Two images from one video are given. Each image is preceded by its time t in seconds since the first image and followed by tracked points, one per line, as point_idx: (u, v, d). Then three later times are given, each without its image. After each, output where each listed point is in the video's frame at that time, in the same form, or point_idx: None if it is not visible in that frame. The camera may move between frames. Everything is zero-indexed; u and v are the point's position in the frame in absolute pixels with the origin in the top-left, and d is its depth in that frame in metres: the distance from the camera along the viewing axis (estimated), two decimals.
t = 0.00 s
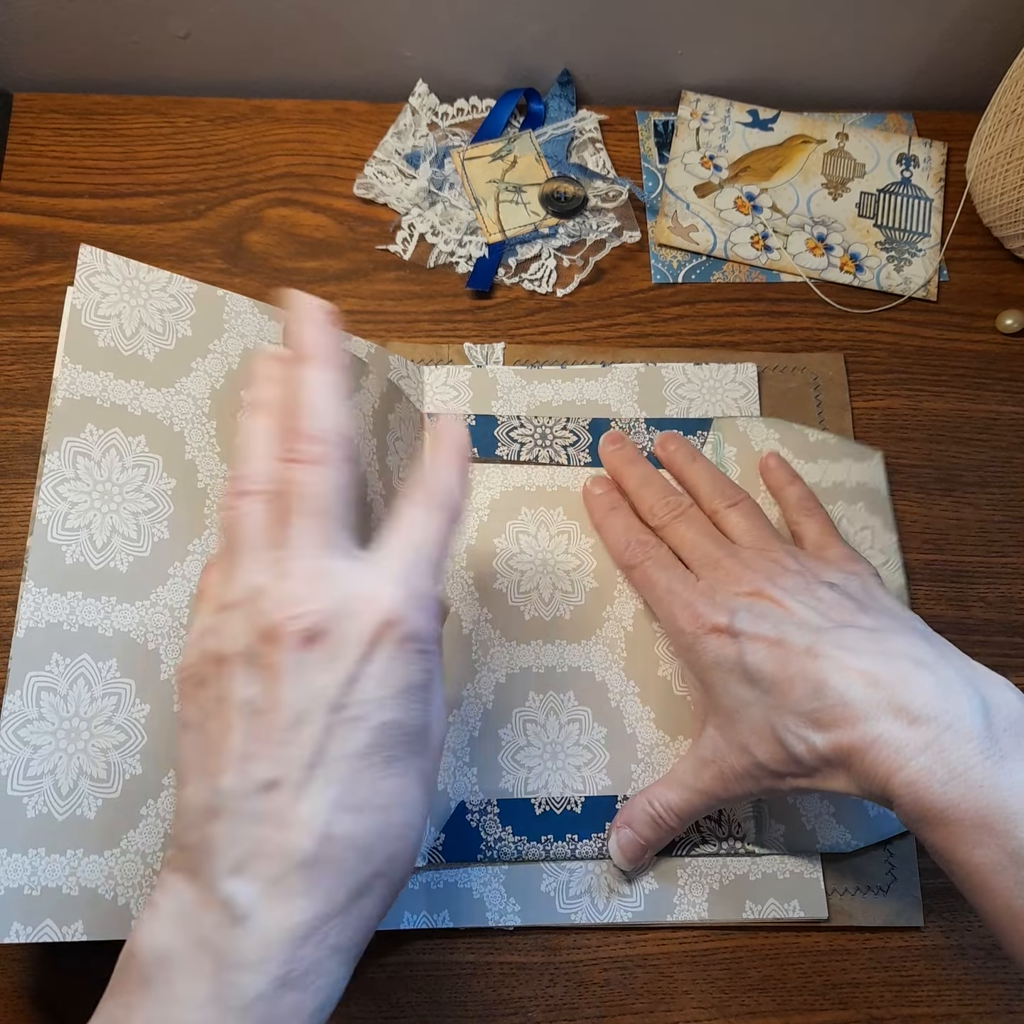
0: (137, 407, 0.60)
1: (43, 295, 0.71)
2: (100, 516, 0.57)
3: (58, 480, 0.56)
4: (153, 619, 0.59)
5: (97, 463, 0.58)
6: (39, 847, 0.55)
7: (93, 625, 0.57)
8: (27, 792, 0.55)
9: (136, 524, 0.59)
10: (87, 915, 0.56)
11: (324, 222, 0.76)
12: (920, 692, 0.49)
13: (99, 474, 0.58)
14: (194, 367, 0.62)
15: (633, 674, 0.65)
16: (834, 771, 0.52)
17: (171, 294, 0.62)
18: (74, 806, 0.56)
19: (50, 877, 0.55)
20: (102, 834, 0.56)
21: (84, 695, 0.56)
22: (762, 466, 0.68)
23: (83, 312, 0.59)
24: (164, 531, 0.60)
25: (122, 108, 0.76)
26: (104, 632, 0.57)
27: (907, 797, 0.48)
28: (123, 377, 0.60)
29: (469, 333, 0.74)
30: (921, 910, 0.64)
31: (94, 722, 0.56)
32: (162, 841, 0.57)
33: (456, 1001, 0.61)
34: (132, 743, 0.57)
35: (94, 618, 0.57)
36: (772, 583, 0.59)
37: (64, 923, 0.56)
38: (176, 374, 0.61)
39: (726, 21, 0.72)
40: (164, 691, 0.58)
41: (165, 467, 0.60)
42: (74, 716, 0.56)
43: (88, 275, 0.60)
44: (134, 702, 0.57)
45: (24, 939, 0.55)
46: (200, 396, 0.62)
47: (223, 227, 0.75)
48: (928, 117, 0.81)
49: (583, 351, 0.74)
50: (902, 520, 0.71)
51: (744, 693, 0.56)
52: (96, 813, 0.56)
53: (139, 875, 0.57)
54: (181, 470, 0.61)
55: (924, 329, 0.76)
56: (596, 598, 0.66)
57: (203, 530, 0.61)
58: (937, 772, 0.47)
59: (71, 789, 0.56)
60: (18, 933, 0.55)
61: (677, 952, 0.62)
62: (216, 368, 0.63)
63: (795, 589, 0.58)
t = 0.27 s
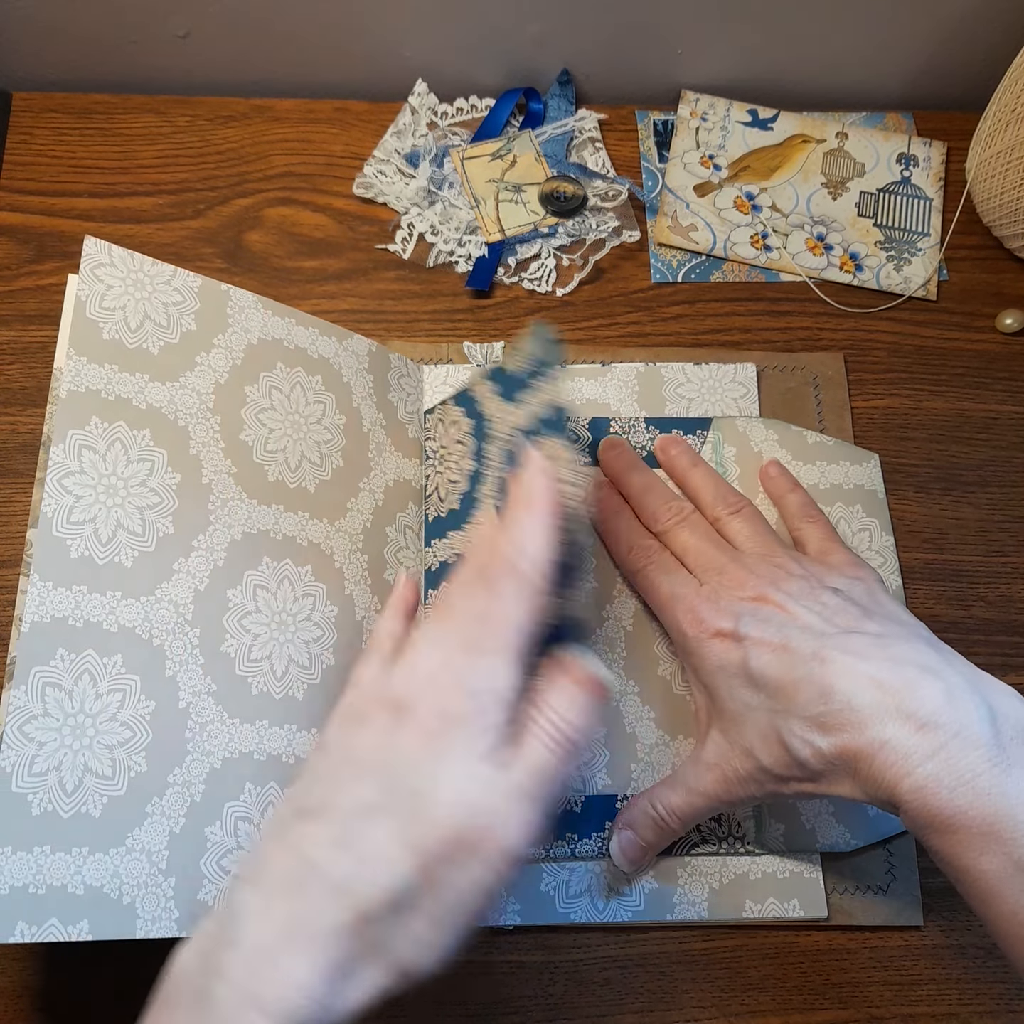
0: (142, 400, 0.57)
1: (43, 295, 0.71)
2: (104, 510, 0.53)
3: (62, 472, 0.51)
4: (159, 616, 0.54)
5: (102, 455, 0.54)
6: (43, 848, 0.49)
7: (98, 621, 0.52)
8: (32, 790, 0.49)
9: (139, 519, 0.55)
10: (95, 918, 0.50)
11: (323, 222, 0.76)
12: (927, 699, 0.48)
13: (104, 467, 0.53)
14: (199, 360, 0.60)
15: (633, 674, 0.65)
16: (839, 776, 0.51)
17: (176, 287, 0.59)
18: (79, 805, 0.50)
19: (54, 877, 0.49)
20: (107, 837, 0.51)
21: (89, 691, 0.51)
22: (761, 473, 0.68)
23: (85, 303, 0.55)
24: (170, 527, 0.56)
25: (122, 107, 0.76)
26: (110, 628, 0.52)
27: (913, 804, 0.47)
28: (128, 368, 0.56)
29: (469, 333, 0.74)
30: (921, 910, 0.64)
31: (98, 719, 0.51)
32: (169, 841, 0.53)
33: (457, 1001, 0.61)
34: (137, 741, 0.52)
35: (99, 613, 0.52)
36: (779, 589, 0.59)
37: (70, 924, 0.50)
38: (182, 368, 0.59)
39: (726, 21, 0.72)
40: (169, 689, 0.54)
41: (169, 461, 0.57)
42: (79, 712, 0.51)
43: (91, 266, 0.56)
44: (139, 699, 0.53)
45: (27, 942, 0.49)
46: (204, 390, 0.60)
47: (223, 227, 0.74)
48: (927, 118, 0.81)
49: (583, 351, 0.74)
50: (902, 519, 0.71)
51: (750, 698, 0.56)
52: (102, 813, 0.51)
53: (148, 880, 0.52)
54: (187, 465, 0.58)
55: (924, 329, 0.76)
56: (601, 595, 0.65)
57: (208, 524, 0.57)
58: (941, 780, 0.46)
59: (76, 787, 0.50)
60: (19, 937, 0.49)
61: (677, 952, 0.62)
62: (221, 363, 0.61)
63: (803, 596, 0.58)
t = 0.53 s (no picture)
0: (118, 448, 0.64)
1: (43, 294, 0.71)
2: (84, 550, 0.62)
3: (44, 523, 0.61)
4: (135, 645, 0.61)
5: (80, 503, 0.62)
6: (32, 855, 0.58)
7: (80, 652, 0.60)
8: (20, 805, 0.58)
9: (117, 557, 0.62)
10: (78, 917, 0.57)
11: (323, 222, 0.76)
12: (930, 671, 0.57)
13: (82, 515, 0.62)
14: (172, 404, 0.65)
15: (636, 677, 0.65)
16: (895, 772, 0.56)
17: (147, 340, 0.65)
18: (63, 817, 0.58)
19: (41, 882, 0.57)
20: (87, 846, 0.58)
21: (72, 716, 0.59)
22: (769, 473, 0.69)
23: (65, 371, 0.64)
24: (143, 560, 0.62)
25: (122, 107, 0.76)
26: (90, 657, 0.60)
27: (972, 792, 0.52)
28: (103, 423, 0.64)
29: (469, 333, 0.74)
30: (921, 911, 0.63)
31: (81, 741, 0.59)
32: (146, 849, 0.59)
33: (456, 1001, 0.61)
34: (116, 758, 0.59)
35: (79, 646, 0.60)
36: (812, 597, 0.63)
37: (55, 923, 0.57)
38: (155, 415, 0.65)
39: (726, 20, 0.72)
40: (146, 707, 0.60)
41: (144, 502, 0.63)
42: (62, 735, 0.59)
43: (68, 336, 0.64)
44: (118, 719, 0.60)
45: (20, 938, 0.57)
46: (176, 431, 0.65)
47: (223, 227, 0.74)
48: (928, 117, 0.81)
49: (583, 351, 0.74)
50: (902, 519, 0.71)
51: (802, 700, 0.60)
52: (84, 824, 0.58)
53: (125, 882, 0.58)
54: (160, 502, 0.64)
55: (924, 329, 0.76)
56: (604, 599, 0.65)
57: (181, 557, 0.63)
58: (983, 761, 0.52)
59: (59, 802, 0.58)
60: (13, 933, 0.57)
61: (676, 953, 0.62)
62: (193, 404, 0.65)
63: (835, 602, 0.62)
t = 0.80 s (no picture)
0: (121, 463, 0.65)
1: (44, 295, 0.72)
2: (90, 563, 0.63)
3: (50, 539, 0.63)
4: (139, 652, 0.62)
5: (86, 518, 0.64)
6: (41, 857, 0.59)
7: (86, 662, 0.62)
8: (31, 809, 0.60)
9: (120, 569, 0.63)
10: (85, 916, 0.59)
11: (324, 222, 0.76)
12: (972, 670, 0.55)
13: (87, 527, 0.64)
14: (172, 419, 0.66)
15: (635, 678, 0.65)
16: None
17: (149, 358, 0.67)
18: (72, 820, 0.60)
19: (52, 882, 0.59)
20: (93, 847, 0.59)
21: (79, 722, 0.61)
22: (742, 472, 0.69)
23: (71, 392, 0.66)
24: (147, 571, 0.64)
25: (123, 108, 0.76)
26: (95, 666, 0.62)
27: None
28: (108, 440, 0.65)
29: (469, 333, 0.74)
30: (921, 911, 0.64)
31: (87, 746, 0.61)
32: (151, 850, 0.60)
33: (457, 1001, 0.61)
34: (121, 763, 0.61)
35: (85, 655, 0.62)
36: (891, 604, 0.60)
37: (65, 922, 0.59)
38: (155, 428, 0.66)
39: (727, 21, 0.72)
40: (148, 712, 0.61)
41: (146, 514, 0.64)
42: (70, 741, 0.61)
43: (73, 358, 0.66)
44: (122, 725, 0.61)
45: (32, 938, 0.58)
46: (178, 444, 0.66)
47: (224, 227, 0.75)
48: (929, 117, 0.81)
49: (584, 351, 0.74)
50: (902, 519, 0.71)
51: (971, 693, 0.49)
52: (91, 826, 0.60)
53: (129, 883, 0.59)
54: (162, 514, 0.65)
55: (924, 329, 0.76)
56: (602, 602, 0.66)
57: (182, 566, 0.64)
58: None
59: (67, 806, 0.60)
60: (25, 932, 0.58)
61: (677, 953, 0.62)
62: (195, 416, 0.67)
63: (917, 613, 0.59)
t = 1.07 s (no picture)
0: (120, 441, 0.64)
1: (44, 295, 0.72)
2: (84, 542, 0.62)
3: (44, 515, 0.61)
4: (137, 638, 0.61)
5: (80, 496, 0.62)
6: (31, 853, 0.58)
7: (80, 644, 0.60)
8: (19, 800, 0.58)
9: (118, 550, 0.62)
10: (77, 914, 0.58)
11: (324, 223, 0.76)
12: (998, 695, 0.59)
13: (82, 504, 0.62)
14: (175, 399, 0.65)
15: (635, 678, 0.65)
16: None
17: (151, 334, 0.65)
18: (63, 813, 0.59)
19: (40, 880, 0.58)
20: (88, 841, 0.59)
21: (72, 709, 0.60)
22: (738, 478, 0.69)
23: (66, 361, 0.64)
24: (145, 555, 0.63)
25: (122, 108, 0.76)
26: (91, 649, 0.61)
27: None
28: (105, 416, 0.64)
29: (469, 333, 0.74)
30: (920, 911, 0.64)
31: (81, 735, 0.59)
32: (148, 845, 0.59)
33: (457, 1000, 0.61)
34: (117, 754, 0.60)
35: (80, 638, 0.60)
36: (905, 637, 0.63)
37: (55, 921, 0.58)
38: (155, 408, 0.65)
39: (726, 22, 0.73)
40: (147, 703, 0.61)
41: (146, 495, 0.63)
42: (62, 730, 0.59)
43: (70, 327, 0.64)
44: (119, 714, 0.60)
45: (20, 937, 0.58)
46: (180, 426, 0.65)
47: (224, 227, 0.75)
48: (928, 118, 0.81)
49: (584, 351, 0.74)
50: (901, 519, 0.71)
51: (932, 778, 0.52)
52: (85, 820, 0.59)
53: (125, 879, 0.59)
54: (162, 496, 0.64)
55: (923, 329, 0.77)
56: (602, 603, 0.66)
57: (183, 551, 0.63)
58: None
59: (58, 798, 0.59)
60: (11, 932, 0.57)
61: (677, 952, 0.62)
62: (197, 397, 0.66)
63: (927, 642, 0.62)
